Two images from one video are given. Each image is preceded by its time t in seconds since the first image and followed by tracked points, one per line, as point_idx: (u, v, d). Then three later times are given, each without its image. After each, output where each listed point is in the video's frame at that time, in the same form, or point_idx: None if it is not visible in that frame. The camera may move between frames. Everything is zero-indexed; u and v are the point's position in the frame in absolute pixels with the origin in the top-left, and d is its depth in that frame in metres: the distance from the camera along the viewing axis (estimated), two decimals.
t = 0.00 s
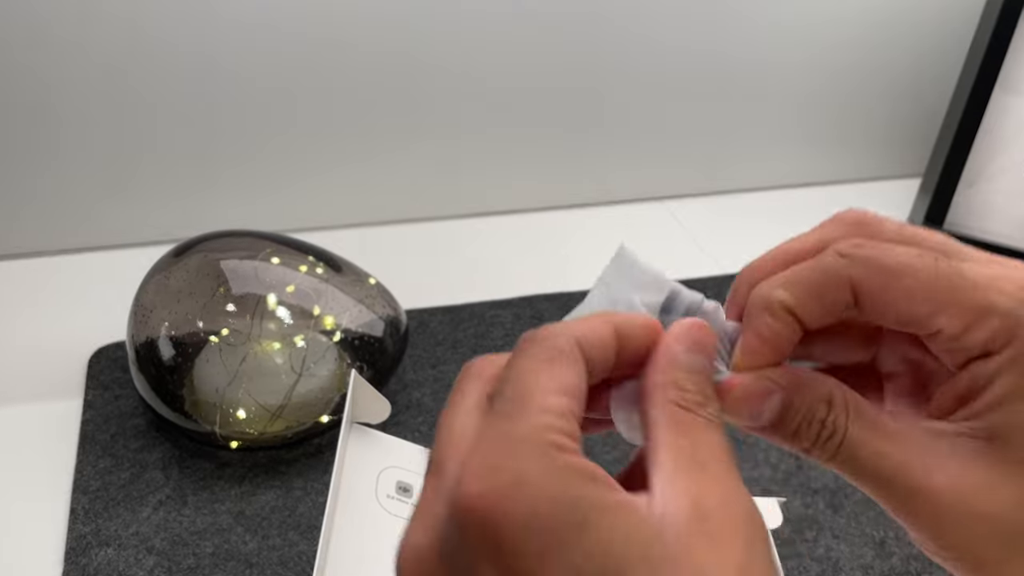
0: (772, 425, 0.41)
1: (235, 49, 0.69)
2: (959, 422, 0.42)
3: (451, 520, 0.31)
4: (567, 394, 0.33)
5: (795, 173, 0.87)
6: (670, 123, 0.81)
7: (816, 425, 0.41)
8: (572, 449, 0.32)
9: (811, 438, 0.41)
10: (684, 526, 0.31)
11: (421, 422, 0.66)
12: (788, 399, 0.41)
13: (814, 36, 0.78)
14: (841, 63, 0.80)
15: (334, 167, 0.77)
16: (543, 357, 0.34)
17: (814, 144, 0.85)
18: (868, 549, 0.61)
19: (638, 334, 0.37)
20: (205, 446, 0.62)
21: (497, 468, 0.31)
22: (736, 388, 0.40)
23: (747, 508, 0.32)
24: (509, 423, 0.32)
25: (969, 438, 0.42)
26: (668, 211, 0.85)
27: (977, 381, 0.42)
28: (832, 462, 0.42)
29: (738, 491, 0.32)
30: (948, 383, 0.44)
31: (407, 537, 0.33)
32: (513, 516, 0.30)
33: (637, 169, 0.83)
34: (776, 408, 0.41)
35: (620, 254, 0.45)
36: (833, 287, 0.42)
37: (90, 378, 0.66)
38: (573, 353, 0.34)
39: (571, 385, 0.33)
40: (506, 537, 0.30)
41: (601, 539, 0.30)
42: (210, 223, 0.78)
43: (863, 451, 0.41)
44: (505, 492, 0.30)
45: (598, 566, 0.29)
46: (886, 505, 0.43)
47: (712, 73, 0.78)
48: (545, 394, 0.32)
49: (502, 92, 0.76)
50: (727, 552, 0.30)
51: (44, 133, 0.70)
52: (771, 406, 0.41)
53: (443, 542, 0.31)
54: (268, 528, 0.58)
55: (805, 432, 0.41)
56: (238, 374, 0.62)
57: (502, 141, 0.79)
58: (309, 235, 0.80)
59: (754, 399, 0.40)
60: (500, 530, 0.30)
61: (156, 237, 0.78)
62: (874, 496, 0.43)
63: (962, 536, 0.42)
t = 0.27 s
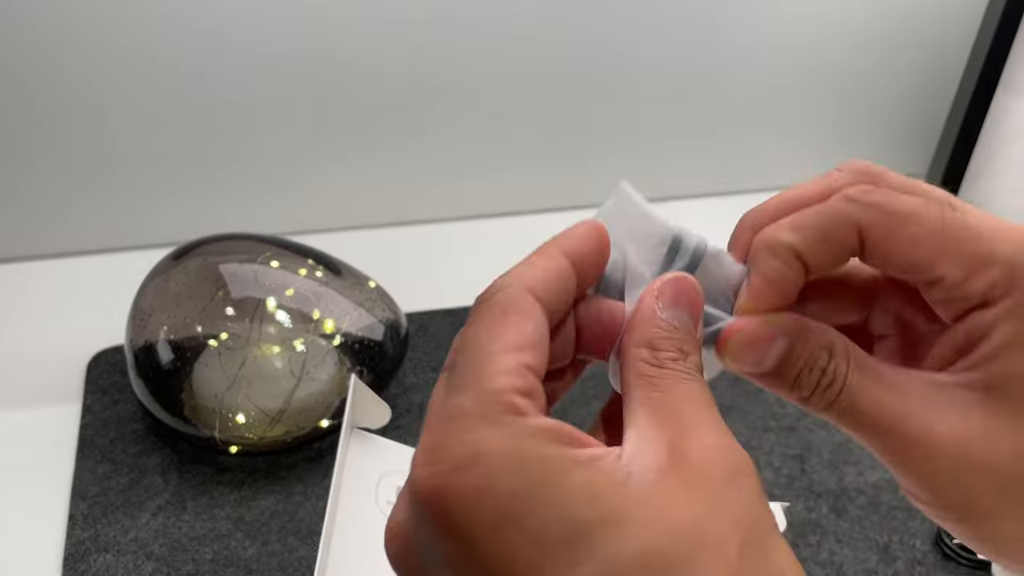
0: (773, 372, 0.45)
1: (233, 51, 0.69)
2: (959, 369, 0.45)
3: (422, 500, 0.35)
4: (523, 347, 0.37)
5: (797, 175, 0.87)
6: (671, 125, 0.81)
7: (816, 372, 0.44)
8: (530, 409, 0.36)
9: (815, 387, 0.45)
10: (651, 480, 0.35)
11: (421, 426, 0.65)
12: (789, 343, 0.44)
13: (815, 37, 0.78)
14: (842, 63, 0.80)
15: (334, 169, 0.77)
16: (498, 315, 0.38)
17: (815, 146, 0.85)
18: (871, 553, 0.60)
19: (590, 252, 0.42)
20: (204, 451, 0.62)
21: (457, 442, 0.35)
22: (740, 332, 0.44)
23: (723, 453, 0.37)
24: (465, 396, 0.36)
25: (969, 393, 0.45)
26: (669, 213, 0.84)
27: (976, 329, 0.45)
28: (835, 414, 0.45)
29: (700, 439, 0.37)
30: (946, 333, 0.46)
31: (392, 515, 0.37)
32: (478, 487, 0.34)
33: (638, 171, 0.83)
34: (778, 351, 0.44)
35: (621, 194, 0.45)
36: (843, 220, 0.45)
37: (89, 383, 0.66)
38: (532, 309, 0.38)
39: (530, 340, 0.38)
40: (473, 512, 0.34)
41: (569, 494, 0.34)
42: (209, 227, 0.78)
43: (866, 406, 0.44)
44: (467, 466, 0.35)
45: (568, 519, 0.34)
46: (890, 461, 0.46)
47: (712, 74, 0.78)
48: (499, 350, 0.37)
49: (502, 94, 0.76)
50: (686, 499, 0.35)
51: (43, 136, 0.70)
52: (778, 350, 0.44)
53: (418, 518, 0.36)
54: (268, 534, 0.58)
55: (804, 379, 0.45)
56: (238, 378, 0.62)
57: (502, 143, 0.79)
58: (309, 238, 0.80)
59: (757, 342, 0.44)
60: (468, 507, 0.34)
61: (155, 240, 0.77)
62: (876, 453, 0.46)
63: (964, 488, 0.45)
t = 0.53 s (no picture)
0: (790, 386, 0.41)
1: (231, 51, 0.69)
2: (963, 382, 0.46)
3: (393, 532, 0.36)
4: (491, 383, 0.37)
5: (797, 175, 0.86)
6: (671, 125, 0.80)
7: (832, 385, 0.41)
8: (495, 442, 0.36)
9: (829, 400, 0.41)
10: (614, 510, 0.35)
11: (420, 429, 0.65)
12: (806, 355, 0.41)
13: (816, 36, 0.77)
14: (843, 62, 0.80)
15: (334, 170, 0.77)
16: (467, 352, 0.38)
17: (816, 146, 0.85)
18: (872, 556, 0.60)
19: (577, 282, 0.42)
20: (202, 454, 0.62)
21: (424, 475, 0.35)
22: (758, 343, 0.41)
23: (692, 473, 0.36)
24: (433, 431, 0.36)
25: (978, 398, 0.45)
26: (669, 213, 0.84)
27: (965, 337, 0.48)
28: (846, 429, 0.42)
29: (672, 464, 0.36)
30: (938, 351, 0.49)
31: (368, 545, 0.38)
32: (444, 519, 0.34)
33: (638, 171, 0.83)
34: (800, 365, 0.41)
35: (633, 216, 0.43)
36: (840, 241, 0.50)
37: (86, 386, 0.66)
38: (501, 344, 0.39)
39: (499, 375, 0.38)
40: (440, 544, 0.34)
41: (532, 526, 0.34)
42: (208, 228, 0.77)
43: (877, 418, 0.42)
44: (431, 501, 0.35)
45: (535, 550, 0.34)
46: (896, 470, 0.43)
47: (713, 74, 0.78)
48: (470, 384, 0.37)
49: (501, 95, 0.75)
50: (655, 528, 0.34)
51: (42, 137, 0.70)
52: (798, 360, 0.41)
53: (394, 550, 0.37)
54: (266, 537, 0.57)
55: (820, 394, 0.41)
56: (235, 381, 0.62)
57: (502, 144, 0.78)
58: (308, 239, 0.80)
59: (778, 350, 0.41)
60: (436, 539, 0.34)
61: (153, 242, 0.77)
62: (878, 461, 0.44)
63: (976, 491, 0.43)
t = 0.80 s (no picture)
0: (859, 356, 0.37)
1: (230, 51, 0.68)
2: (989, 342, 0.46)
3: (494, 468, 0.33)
4: (610, 350, 0.36)
5: (795, 175, 0.86)
6: (670, 125, 0.80)
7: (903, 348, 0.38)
8: (610, 409, 0.34)
9: (907, 359, 0.38)
10: (694, 498, 0.35)
11: (417, 430, 0.65)
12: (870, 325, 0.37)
13: (814, 35, 0.77)
14: (841, 62, 0.79)
15: (331, 171, 0.76)
16: (589, 315, 0.36)
17: (814, 145, 0.85)
18: (870, 557, 0.60)
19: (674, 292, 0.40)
20: (198, 456, 0.61)
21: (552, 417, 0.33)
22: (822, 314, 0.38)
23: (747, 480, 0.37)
24: (556, 380, 0.34)
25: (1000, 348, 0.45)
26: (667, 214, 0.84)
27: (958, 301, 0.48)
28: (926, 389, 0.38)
29: (728, 469, 0.37)
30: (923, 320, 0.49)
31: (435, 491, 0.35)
32: (566, 464, 0.32)
33: (636, 172, 0.82)
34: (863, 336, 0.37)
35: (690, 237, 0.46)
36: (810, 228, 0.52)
37: (82, 388, 0.66)
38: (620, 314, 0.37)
39: (612, 343, 0.36)
40: (552, 489, 0.32)
41: (634, 498, 0.33)
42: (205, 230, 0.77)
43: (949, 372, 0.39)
44: (548, 443, 0.32)
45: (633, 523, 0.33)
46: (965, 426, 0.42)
47: (711, 74, 0.78)
48: (591, 345, 0.35)
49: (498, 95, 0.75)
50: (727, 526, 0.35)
51: (39, 139, 0.70)
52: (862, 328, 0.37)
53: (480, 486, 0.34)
54: (262, 539, 0.57)
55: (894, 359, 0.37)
56: (231, 383, 0.61)
57: (499, 144, 0.78)
58: (305, 240, 0.79)
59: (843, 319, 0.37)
60: (542, 497, 0.32)
61: (150, 243, 0.77)
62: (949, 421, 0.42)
63: None
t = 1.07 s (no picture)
0: (782, 356, 0.39)
1: (228, 53, 0.68)
2: (958, 310, 0.45)
3: (587, 444, 0.31)
4: (656, 325, 0.34)
5: (792, 175, 0.86)
6: (667, 126, 0.80)
7: (826, 337, 0.39)
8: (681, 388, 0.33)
9: (828, 352, 0.39)
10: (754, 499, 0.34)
11: (414, 432, 0.65)
12: (791, 318, 0.39)
13: (812, 36, 0.77)
14: (839, 63, 0.79)
15: (329, 172, 0.76)
16: (621, 291, 0.34)
17: (811, 146, 0.85)
18: (867, 558, 0.60)
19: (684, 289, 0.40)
20: (195, 458, 0.61)
21: (643, 392, 0.31)
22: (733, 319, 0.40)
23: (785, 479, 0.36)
24: (622, 355, 0.32)
25: (975, 320, 0.44)
26: (664, 214, 0.84)
27: (954, 260, 0.48)
28: (858, 380, 0.39)
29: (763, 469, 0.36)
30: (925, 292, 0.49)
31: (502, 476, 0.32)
32: (657, 441, 0.31)
33: (633, 172, 0.82)
34: (784, 327, 0.39)
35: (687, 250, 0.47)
36: (794, 221, 0.51)
37: (78, 390, 0.66)
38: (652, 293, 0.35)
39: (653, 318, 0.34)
40: (641, 467, 0.30)
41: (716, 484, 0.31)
42: (201, 232, 0.77)
43: (886, 356, 0.39)
44: (641, 419, 0.31)
45: (720, 509, 0.31)
46: (921, 408, 0.41)
47: (708, 75, 0.77)
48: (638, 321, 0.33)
49: (496, 96, 0.75)
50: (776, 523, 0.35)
51: (35, 140, 0.70)
52: (782, 322, 0.39)
53: (566, 467, 0.31)
54: (258, 542, 0.57)
55: (816, 349, 0.39)
56: (228, 385, 0.61)
57: (497, 145, 0.78)
58: (302, 242, 0.79)
59: (754, 317, 0.39)
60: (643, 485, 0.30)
61: (146, 245, 0.77)
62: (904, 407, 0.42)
63: (1004, 403, 0.42)
